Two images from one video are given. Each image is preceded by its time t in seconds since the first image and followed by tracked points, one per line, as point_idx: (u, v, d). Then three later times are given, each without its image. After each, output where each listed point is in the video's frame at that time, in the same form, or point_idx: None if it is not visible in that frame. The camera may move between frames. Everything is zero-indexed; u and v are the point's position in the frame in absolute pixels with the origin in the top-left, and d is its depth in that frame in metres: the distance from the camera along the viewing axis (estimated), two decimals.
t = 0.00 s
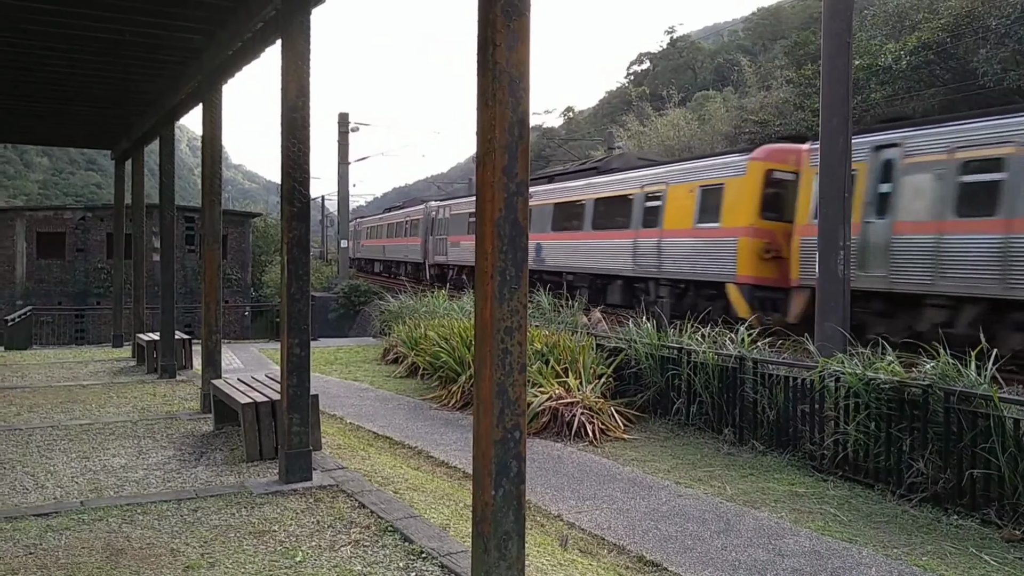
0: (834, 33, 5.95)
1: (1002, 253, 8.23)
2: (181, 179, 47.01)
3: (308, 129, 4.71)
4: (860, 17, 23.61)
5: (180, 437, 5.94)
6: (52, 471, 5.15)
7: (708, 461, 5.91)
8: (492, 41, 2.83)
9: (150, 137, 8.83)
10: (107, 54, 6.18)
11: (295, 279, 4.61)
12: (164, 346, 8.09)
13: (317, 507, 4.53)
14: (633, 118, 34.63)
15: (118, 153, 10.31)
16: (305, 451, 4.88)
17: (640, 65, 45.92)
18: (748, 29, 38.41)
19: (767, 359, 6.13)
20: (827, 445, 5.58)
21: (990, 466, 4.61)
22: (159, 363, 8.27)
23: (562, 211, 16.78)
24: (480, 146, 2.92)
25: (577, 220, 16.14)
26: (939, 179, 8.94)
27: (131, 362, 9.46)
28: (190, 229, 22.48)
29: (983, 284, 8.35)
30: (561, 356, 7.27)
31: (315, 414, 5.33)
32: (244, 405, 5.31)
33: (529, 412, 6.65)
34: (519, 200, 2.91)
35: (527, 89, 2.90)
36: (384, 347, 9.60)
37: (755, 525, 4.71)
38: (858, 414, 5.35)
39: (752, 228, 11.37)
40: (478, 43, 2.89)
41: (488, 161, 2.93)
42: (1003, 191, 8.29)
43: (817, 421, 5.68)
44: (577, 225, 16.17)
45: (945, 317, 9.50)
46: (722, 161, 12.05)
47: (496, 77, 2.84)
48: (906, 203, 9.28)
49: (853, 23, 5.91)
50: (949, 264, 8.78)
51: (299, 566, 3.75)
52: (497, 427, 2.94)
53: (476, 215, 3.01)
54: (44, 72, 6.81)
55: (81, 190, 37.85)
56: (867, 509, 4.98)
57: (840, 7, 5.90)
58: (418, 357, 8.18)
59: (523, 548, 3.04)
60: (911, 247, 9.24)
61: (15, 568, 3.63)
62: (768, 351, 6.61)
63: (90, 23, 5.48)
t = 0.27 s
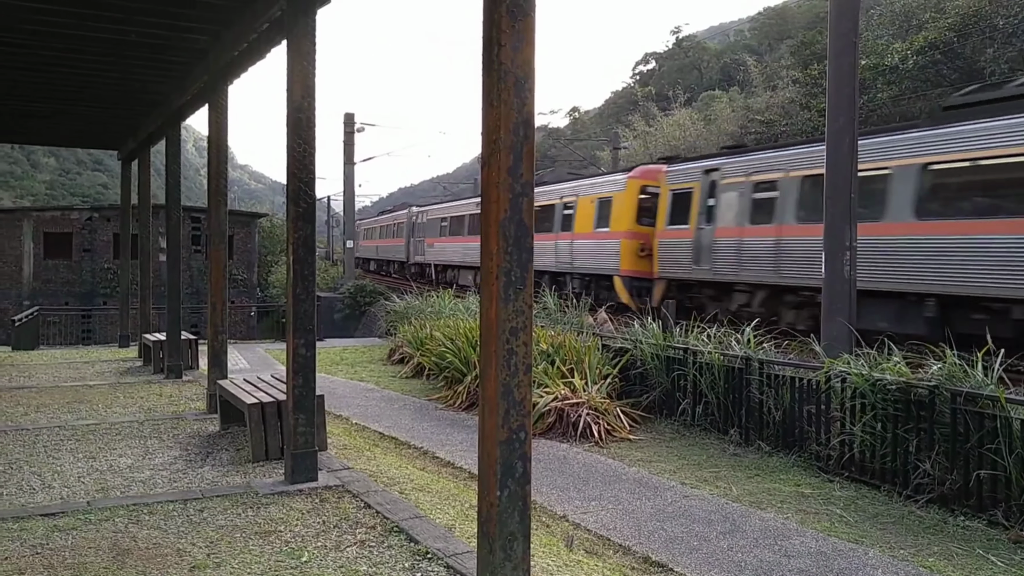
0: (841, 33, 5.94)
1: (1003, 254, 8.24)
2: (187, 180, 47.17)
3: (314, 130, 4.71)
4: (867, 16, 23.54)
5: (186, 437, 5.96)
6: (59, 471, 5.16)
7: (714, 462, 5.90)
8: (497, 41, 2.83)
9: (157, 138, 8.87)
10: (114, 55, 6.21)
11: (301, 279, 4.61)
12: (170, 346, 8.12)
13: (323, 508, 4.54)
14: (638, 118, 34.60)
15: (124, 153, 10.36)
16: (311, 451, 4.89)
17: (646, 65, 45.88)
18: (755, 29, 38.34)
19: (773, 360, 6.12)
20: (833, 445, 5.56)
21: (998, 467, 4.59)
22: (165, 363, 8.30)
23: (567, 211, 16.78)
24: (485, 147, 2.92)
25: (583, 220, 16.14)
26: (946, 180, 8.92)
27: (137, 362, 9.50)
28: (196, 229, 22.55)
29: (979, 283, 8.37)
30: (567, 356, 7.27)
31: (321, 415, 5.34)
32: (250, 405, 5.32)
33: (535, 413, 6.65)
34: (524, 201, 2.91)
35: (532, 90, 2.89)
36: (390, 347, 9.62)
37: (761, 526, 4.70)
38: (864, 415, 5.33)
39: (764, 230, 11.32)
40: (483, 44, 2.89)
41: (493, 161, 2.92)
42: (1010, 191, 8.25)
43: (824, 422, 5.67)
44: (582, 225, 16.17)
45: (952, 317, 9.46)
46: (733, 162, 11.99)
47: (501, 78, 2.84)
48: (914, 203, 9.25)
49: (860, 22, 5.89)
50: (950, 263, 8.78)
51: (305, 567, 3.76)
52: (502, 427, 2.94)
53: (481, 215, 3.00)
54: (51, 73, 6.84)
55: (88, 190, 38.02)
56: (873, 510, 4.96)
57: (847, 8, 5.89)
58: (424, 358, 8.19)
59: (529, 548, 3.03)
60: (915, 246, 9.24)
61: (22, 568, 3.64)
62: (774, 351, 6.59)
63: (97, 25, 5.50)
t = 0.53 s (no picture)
0: (848, 32, 5.92)
1: (1005, 254, 8.23)
2: (193, 180, 47.30)
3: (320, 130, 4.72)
4: (874, 15, 23.48)
5: (192, 437, 5.97)
6: (65, 471, 5.18)
7: (719, 462, 5.89)
8: (503, 41, 2.83)
9: (163, 138, 8.89)
10: (120, 55, 6.23)
11: (307, 279, 4.62)
12: (176, 346, 8.14)
13: (328, 508, 4.54)
14: (644, 118, 34.56)
15: (130, 154, 10.38)
16: (317, 451, 4.89)
17: (651, 65, 45.82)
18: (761, 28, 38.27)
19: (779, 360, 6.10)
20: (839, 446, 5.55)
21: (1005, 468, 4.56)
22: (171, 363, 8.32)
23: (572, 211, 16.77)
24: (491, 146, 2.92)
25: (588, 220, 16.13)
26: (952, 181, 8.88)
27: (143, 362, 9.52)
28: (202, 230, 22.60)
29: (982, 283, 8.37)
30: (573, 356, 7.27)
31: (326, 415, 5.34)
32: (255, 405, 5.33)
33: (540, 413, 6.65)
34: (529, 201, 2.90)
35: (538, 90, 2.89)
36: (396, 347, 9.62)
37: (766, 526, 4.69)
38: (871, 416, 5.31)
39: (770, 230, 11.30)
40: (489, 44, 2.89)
41: (499, 161, 2.92)
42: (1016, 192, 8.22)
43: (830, 423, 5.65)
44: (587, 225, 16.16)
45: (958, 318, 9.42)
46: (741, 162, 11.95)
47: (507, 77, 2.84)
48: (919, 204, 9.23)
49: (867, 21, 5.87)
50: (953, 264, 8.77)
51: (311, 567, 3.76)
52: (507, 427, 2.94)
53: (487, 215, 3.00)
54: (57, 73, 6.86)
55: (95, 191, 38.18)
56: (880, 511, 4.95)
57: (853, 6, 5.87)
58: (429, 358, 8.19)
59: (534, 549, 3.03)
60: (917, 247, 9.25)
61: (29, 567, 3.65)
62: (780, 352, 6.58)
63: (104, 25, 5.52)
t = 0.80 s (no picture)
0: (852, 31, 5.90)
1: (1007, 253, 8.26)
2: (197, 180, 47.40)
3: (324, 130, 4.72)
4: (878, 15, 23.44)
5: (196, 437, 5.98)
6: (69, 471, 5.19)
7: (723, 463, 5.89)
8: (507, 41, 2.83)
9: (167, 138, 8.91)
10: (125, 55, 6.24)
11: (311, 279, 4.62)
12: (180, 346, 8.15)
13: (332, 508, 4.54)
14: (648, 118, 34.54)
15: (135, 154, 10.40)
16: (321, 451, 4.90)
17: (655, 64, 45.79)
18: (765, 27, 38.21)
19: (783, 361, 6.09)
20: (844, 447, 5.54)
21: (1010, 469, 4.55)
22: (175, 363, 8.33)
23: (576, 211, 16.76)
24: (495, 146, 2.92)
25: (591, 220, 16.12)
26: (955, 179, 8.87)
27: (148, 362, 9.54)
28: (207, 229, 22.64)
29: (985, 283, 8.40)
30: (576, 356, 7.27)
31: (330, 415, 5.34)
32: (259, 405, 5.33)
33: (544, 413, 6.64)
34: (533, 201, 2.90)
35: (542, 90, 2.89)
36: (400, 347, 9.63)
37: (771, 527, 4.68)
38: (875, 416, 5.31)
39: (774, 230, 11.29)
40: (493, 43, 2.89)
41: (503, 161, 2.92)
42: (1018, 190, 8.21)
43: (834, 423, 5.64)
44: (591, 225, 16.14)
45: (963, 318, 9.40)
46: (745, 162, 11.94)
47: (511, 77, 2.83)
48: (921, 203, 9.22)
49: (871, 21, 5.86)
50: (956, 263, 8.77)
51: (315, 566, 3.76)
52: (512, 428, 2.93)
53: (491, 215, 3.00)
54: (62, 74, 6.88)
55: (100, 191, 38.29)
56: (884, 511, 4.94)
57: (857, 6, 5.86)
58: (433, 358, 8.19)
59: (538, 549, 3.03)
60: (921, 245, 9.23)
61: (34, 567, 3.65)
62: (784, 352, 6.56)
63: (109, 25, 5.53)
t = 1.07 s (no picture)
0: (856, 31, 5.89)
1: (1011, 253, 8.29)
2: (200, 181, 47.46)
3: (326, 131, 4.72)
4: (882, 14, 23.41)
5: (199, 437, 5.98)
6: (73, 470, 5.19)
7: (726, 463, 5.88)
8: (510, 42, 2.83)
9: (170, 139, 8.92)
10: (127, 56, 6.24)
11: (314, 280, 4.62)
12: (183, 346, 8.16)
13: (335, 508, 4.55)
14: (651, 118, 34.53)
15: (138, 154, 10.41)
16: (324, 452, 4.90)
17: (658, 64, 45.77)
18: (768, 27, 38.18)
19: (786, 361, 6.08)
20: (847, 447, 5.53)
21: (1014, 469, 4.53)
22: (178, 363, 8.34)
23: (579, 211, 16.74)
24: (498, 146, 2.92)
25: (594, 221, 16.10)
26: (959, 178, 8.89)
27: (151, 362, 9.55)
28: (210, 230, 22.67)
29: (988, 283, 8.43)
30: (579, 357, 7.27)
31: (333, 415, 5.34)
32: (262, 405, 5.34)
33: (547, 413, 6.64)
34: (536, 201, 2.90)
35: (545, 90, 2.89)
36: (403, 347, 9.63)
37: (774, 527, 4.67)
38: (879, 416, 5.30)
39: (777, 230, 11.27)
40: (496, 43, 2.89)
41: (506, 161, 2.91)
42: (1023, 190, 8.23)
43: (837, 423, 5.63)
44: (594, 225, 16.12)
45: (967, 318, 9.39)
46: (747, 162, 11.92)
47: (514, 77, 2.84)
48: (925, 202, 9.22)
49: (875, 21, 5.85)
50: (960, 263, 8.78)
51: (318, 566, 3.76)
52: (515, 428, 2.93)
53: (494, 214, 3.00)
54: (66, 74, 6.89)
55: (103, 192, 38.36)
56: (888, 512, 4.93)
57: (860, 6, 5.85)
58: (436, 358, 8.20)
59: (541, 549, 3.02)
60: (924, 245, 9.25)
61: (37, 567, 3.66)
62: (787, 352, 6.55)
63: (112, 26, 5.53)
